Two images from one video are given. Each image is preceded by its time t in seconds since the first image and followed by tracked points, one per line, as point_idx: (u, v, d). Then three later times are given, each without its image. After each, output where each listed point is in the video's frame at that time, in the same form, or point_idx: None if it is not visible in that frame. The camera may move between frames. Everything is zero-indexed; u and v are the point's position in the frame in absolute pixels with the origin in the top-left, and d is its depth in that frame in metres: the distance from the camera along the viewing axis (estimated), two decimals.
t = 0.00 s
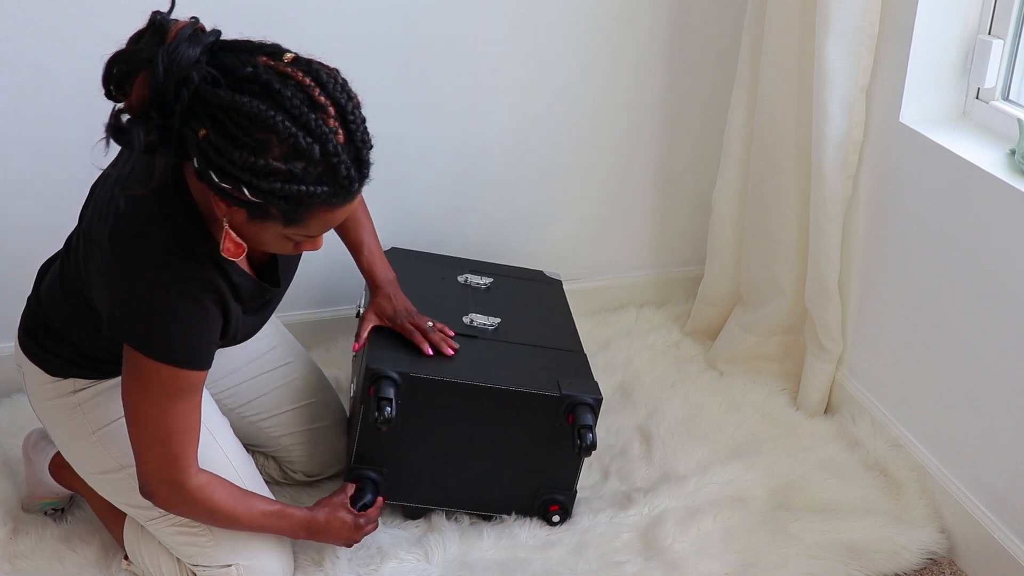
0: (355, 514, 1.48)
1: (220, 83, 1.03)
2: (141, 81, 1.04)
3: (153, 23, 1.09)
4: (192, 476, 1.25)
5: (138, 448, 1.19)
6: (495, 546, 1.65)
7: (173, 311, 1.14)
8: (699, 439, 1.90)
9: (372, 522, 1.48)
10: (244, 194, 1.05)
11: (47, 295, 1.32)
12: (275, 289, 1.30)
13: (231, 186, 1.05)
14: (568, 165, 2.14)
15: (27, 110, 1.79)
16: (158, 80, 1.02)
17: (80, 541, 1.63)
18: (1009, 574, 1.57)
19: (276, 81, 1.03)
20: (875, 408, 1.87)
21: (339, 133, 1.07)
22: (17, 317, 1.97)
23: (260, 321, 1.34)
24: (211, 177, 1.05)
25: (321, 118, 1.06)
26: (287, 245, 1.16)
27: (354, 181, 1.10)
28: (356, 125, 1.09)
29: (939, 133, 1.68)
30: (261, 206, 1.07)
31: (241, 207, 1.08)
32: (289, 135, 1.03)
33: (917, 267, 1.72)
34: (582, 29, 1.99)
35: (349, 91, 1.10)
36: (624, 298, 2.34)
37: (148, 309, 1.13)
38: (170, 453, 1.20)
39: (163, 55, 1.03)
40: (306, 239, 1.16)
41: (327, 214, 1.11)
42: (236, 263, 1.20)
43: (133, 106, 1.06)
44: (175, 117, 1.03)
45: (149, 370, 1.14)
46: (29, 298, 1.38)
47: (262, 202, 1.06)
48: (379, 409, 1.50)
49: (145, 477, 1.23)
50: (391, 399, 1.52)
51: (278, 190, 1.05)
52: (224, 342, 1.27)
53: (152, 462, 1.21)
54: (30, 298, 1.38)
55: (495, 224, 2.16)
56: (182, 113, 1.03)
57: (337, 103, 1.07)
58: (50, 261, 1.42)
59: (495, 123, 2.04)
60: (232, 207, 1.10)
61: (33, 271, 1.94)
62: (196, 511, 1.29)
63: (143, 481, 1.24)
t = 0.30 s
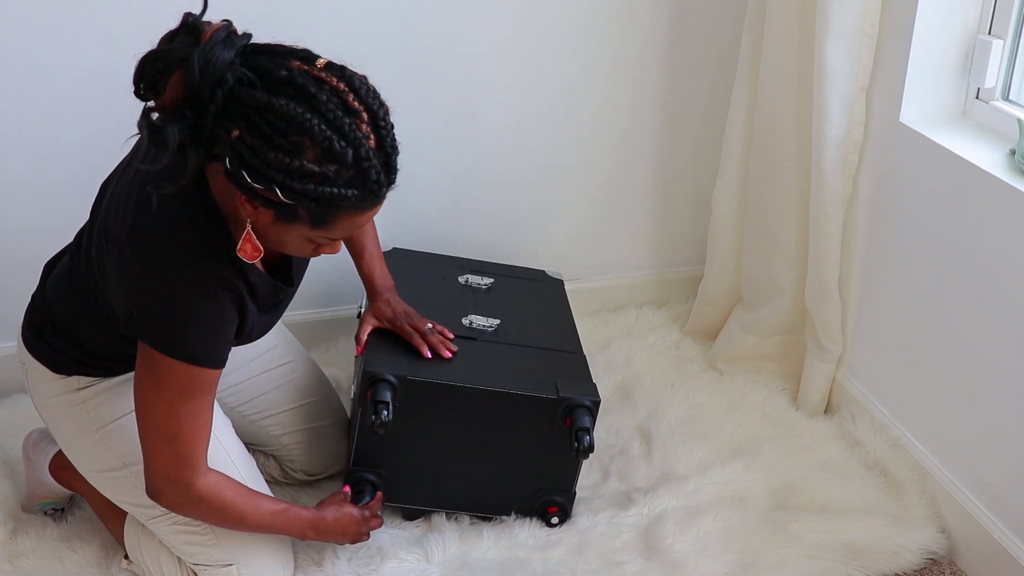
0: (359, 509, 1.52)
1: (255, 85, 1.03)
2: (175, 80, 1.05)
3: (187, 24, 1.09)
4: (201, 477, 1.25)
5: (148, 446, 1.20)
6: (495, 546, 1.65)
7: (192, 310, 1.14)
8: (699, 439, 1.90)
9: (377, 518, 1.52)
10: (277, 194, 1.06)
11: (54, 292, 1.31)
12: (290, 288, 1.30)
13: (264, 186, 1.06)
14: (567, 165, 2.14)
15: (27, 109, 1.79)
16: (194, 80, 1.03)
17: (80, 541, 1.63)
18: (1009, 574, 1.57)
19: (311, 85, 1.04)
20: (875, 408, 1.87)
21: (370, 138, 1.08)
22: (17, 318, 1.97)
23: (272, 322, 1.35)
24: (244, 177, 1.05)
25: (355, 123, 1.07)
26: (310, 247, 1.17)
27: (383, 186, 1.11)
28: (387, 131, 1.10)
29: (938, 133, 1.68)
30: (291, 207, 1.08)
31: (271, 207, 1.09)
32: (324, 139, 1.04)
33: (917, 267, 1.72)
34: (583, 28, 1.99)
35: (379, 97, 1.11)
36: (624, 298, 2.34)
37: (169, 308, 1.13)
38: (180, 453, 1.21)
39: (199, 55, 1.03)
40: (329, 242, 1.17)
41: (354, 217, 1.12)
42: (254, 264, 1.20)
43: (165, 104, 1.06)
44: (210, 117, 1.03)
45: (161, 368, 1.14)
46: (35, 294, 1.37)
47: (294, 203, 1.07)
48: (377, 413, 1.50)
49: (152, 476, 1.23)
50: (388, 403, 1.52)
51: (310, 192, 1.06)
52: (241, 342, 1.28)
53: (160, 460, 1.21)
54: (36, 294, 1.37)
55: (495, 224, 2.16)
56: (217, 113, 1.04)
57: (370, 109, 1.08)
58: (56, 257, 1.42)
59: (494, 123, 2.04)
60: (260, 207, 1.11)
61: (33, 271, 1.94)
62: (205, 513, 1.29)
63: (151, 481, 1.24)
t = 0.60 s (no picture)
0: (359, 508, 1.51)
1: (282, 91, 1.04)
2: (203, 82, 1.05)
3: (215, 28, 1.09)
4: (204, 477, 1.25)
5: (154, 444, 1.19)
6: (495, 546, 1.65)
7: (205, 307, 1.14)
8: (699, 439, 1.90)
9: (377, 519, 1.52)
10: (298, 199, 1.06)
11: (56, 290, 1.31)
12: (299, 292, 1.30)
13: (286, 191, 1.06)
14: (567, 165, 2.14)
15: (27, 109, 1.79)
16: (221, 83, 1.03)
17: (80, 541, 1.63)
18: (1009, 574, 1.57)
19: (337, 93, 1.04)
20: (875, 408, 1.87)
21: (392, 148, 1.09)
22: (18, 317, 1.97)
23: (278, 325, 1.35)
24: (266, 180, 1.05)
25: (378, 132, 1.07)
26: (324, 254, 1.17)
27: (402, 196, 1.11)
28: (409, 142, 1.10)
29: (938, 133, 1.68)
30: (311, 212, 1.08)
31: (290, 212, 1.09)
32: (347, 146, 1.04)
33: (917, 266, 1.72)
34: (582, 27, 1.99)
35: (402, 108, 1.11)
36: (623, 298, 2.34)
37: (183, 308, 1.13)
38: (186, 453, 1.21)
39: (227, 58, 1.03)
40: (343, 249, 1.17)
41: (371, 225, 1.12)
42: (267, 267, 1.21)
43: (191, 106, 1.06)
44: (236, 120, 1.04)
45: (173, 367, 1.14)
46: (37, 293, 1.37)
47: (314, 208, 1.07)
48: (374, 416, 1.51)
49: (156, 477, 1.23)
50: (385, 405, 1.52)
51: (332, 198, 1.06)
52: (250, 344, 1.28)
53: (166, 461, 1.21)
54: (38, 292, 1.37)
55: (495, 224, 2.16)
56: (242, 116, 1.04)
57: (393, 118, 1.09)
58: (59, 255, 1.41)
59: (494, 123, 2.04)
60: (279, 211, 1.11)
61: (34, 272, 1.94)
62: (206, 512, 1.29)
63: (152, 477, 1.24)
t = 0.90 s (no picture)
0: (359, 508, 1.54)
1: (301, 85, 1.04)
2: (223, 72, 1.05)
3: (241, 21, 1.10)
4: (212, 472, 1.26)
5: (164, 437, 1.20)
6: (495, 546, 1.65)
7: (212, 300, 1.14)
8: (699, 439, 1.90)
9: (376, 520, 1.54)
10: (308, 193, 1.06)
11: (60, 288, 1.31)
12: (304, 292, 1.30)
13: (296, 184, 1.05)
14: (567, 165, 2.14)
15: (27, 109, 1.79)
16: (242, 74, 1.03)
17: (80, 541, 1.63)
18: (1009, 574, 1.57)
19: (355, 92, 1.05)
20: (874, 408, 1.88)
21: (404, 151, 1.09)
22: (18, 318, 1.97)
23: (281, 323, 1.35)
24: (277, 172, 1.05)
25: (392, 134, 1.07)
26: (329, 253, 1.17)
27: (410, 199, 1.11)
28: (422, 146, 1.11)
29: (938, 133, 1.68)
30: (319, 207, 1.08)
31: (299, 206, 1.08)
32: (361, 144, 1.04)
33: (917, 266, 1.72)
34: (583, 26, 1.99)
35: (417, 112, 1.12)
36: (623, 298, 2.34)
37: (193, 301, 1.13)
38: (195, 447, 1.21)
39: (249, 50, 1.03)
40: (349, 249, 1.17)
41: (378, 226, 1.12)
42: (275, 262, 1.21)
43: (210, 95, 1.06)
44: (253, 111, 1.03)
45: (185, 361, 1.14)
46: (38, 290, 1.37)
47: (323, 204, 1.07)
48: (366, 418, 1.52)
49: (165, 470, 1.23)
50: (378, 407, 1.53)
51: (341, 194, 1.06)
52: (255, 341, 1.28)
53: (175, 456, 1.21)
54: (41, 288, 1.37)
55: (495, 224, 2.16)
56: (259, 108, 1.03)
57: (409, 122, 1.09)
58: (62, 252, 1.41)
59: (494, 123, 2.04)
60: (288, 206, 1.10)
61: (34, 272, 1.94)
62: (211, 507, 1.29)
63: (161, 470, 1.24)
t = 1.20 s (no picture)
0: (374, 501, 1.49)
1: (299, 82, 1.03)
2: (225, 68, 1.05)
3: (247, 20, 1.10)
4: (220, 477, 1.24)
5: (167, 443, 1.18)
6: (495, 546, 1.65)
7: (212, 299, 1.14)
8: (700, 439, 1.90)
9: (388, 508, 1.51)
10: (302, 189, 1.05)
11: (58, 290, 1.31)
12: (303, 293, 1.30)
13: (291, 179, 1.05)
14: (568, 165, 2.14)
15: (27, 109, 1.79)
16: (242, 70, 1.03)
17: (80, 541, 1.63)
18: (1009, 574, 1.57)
19: (352, 89, 1.04)
20: (875, 408, 1.88)
21: (401, 148, 1.07)
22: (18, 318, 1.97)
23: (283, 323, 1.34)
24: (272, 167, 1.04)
25: (388, 131, 1.06)
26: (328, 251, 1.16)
27: (407, 197, 1.10)
28: (419, 145, 1.09)
29: (938, 133, 1.68)
30: (314, 203, 1.07)
31: (295, 202, 1.08)
32: (355, 140, 1.03)
33: (917, 266, 1.72)
34: (583, 26, 1.99)
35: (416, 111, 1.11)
36: (623, 298, 2.34)
37: (193, 299, 1.13)
38: (202, 452, 1.19)
39: (250, 47, 1.04)
40: (347, 247, 1.16)
41: (374, 224, 1.11)
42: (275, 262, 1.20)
43: (211, 91, 1.07)
44: (251, 107, 1.03)
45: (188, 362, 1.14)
46: (37, 288, 1.37)
47: (317, 199, 1.06)
48: (394, 405, 1.48)
49: (171, 481, 1.22)
50: (405, 395, 1.50)
51: (334, 190, 1.05)
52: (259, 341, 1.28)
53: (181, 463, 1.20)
54: (39, 286, 1.37)
55: (495, 224, 2.16)
56: (259, 103, 1.03)
57: (405, 120, 1.08)
58: (60, 252, 1.41)
59: (494, 123, 2.04)
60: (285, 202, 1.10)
61: (34, 272, 1.94)
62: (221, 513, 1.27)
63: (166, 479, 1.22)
